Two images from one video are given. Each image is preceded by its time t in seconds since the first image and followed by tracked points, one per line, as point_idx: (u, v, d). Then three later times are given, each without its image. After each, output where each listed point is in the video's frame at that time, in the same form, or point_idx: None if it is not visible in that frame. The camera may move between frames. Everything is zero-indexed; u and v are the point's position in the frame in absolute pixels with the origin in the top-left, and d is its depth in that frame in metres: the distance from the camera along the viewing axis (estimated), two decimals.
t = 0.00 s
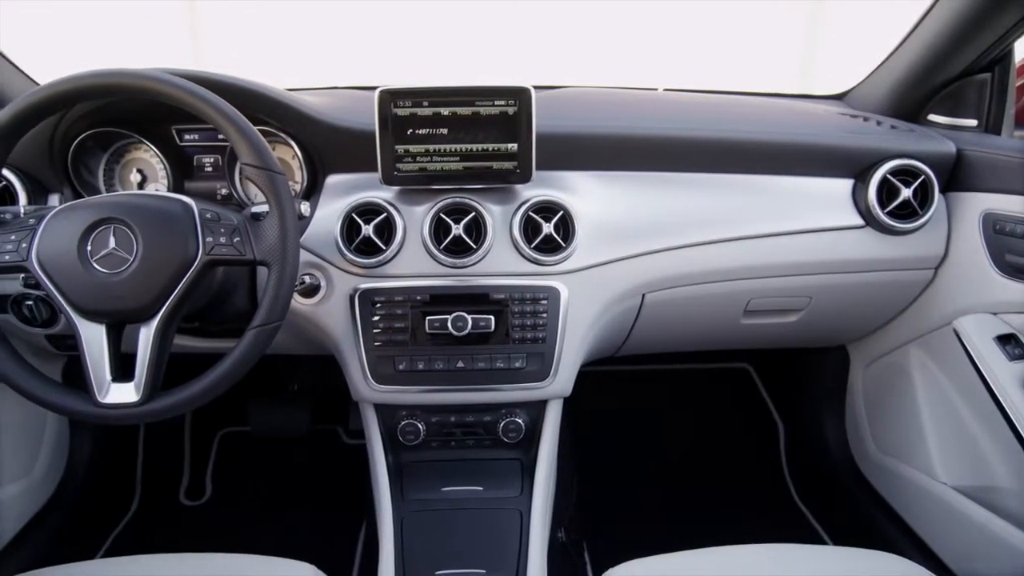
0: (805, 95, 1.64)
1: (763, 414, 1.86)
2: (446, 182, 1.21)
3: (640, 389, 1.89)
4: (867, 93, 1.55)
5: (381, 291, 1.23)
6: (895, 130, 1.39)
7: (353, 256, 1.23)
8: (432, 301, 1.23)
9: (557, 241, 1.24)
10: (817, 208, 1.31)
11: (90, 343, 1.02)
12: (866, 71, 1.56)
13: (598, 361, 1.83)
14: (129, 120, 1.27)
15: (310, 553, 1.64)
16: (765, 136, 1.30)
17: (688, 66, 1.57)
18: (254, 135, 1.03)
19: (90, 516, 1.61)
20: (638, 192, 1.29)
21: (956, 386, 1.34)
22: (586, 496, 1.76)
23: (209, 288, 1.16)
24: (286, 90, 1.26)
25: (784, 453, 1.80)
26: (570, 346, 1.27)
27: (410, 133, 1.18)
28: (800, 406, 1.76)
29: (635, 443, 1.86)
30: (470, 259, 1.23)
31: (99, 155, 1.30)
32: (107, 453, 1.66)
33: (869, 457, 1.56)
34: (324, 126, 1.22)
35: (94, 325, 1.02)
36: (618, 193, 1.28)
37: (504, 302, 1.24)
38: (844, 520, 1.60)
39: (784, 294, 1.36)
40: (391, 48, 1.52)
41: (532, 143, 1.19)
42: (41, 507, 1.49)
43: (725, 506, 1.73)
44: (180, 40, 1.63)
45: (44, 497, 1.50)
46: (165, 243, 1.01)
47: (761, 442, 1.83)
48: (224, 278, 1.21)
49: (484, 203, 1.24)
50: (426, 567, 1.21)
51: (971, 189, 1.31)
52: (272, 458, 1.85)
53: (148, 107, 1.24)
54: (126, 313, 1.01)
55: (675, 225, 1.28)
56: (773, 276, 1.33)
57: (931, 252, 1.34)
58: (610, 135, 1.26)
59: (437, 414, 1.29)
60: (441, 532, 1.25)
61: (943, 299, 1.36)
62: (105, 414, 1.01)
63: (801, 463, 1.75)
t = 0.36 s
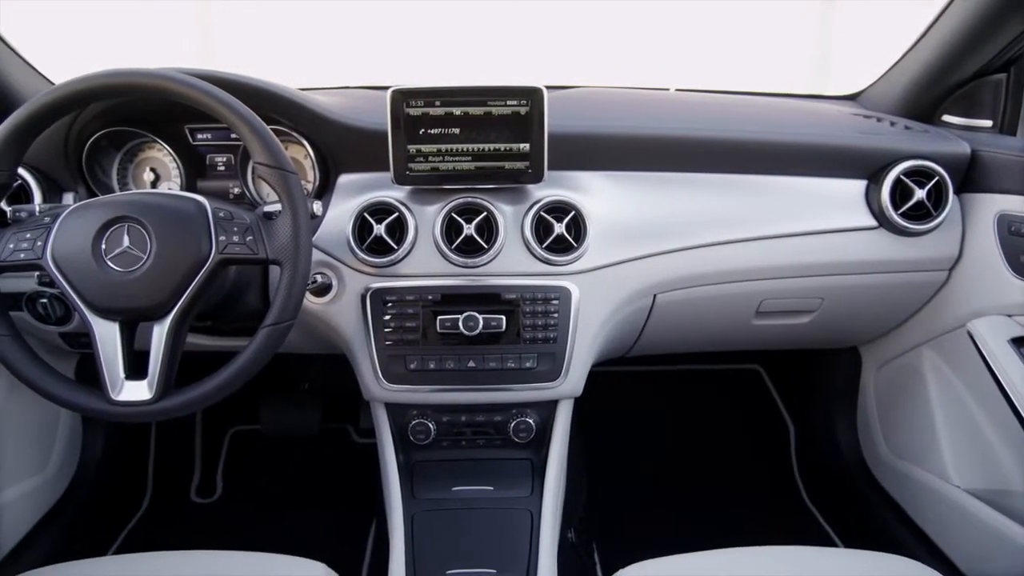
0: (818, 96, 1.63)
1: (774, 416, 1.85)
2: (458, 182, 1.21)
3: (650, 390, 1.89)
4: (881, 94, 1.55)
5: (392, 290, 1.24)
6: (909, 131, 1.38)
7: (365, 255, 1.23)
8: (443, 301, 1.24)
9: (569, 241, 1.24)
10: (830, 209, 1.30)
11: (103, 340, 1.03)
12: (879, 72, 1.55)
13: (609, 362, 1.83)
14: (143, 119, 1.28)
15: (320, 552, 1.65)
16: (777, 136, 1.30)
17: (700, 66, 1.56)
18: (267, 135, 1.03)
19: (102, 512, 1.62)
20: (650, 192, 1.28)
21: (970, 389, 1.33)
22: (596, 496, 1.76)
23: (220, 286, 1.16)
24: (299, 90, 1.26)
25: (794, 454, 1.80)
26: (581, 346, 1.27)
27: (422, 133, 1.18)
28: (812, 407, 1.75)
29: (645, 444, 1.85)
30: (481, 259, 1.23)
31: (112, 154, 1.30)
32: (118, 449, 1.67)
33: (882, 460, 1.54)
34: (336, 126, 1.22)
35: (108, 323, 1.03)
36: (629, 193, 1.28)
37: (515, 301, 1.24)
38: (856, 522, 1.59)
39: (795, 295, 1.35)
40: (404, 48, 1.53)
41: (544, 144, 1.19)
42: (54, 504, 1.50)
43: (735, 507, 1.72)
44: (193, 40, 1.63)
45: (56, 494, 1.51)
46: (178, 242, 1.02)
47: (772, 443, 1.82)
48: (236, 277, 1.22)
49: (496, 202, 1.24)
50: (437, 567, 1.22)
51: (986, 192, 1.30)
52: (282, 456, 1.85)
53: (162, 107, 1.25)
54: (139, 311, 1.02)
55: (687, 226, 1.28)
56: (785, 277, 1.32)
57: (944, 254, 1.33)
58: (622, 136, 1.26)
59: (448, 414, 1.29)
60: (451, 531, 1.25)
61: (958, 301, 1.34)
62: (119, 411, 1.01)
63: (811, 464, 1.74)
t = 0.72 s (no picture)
0: (829, 96, 1.62)
1: (784, 417, 1.84)
2: (469, 182, 1.21)
3: (659, 391, 1.88)
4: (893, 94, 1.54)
5: (403, 290, 1.24)
6: (921, 132, 1.37)
7: (375, 254, 1.23)
8: (453, 301, 1.24)
9: (579, 241, 1.24)
10: (841, 210, 1.30)
11: (116, 338, 1.03)
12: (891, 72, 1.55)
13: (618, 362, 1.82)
14: (156, 119, 1.28)
15: (329, 550, 1.65)
16: (788, 137, 1.29)
17: (711, 66, 1.56)
18: (279, 134, 1.03)
19: (112, 510, 1.63)
20: (661, 192, 1.28)
21: (984, 392, 1.32)
22: (605, 496, 1.76)
23: (232, 285, 1.17)
24: (310, 89, 1.27)
25: (804, 455, 1.79)
26: (591, 347, 1.26)
27: (433, 132, 1.18)
28: (821, 409, 1.74)
29: (654, 444, 1.85)
30: (492, 259, 1.23)
31: (124, 153, 1.31)
32: (129, 447, 1.68)
33: (893, 464, 1.54)
34: (347, 126, 1.22)
35: (120, 321, 1.03)
36: (639, 193, 1.28)
37: (526, 301, 1.24)
38: (866, 525, 1.58)
39: (806, 296, 1.35)
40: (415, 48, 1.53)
41: (555, 143, 1.18)
42: (66, 501, 1.51)
43: (744, 510, 1.72)
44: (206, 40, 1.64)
45: (68, 491, 1.52)
46: (190, 241, 1.02)
47: (782, 444, 1.82)
48: (248, 275, 1.22)
49: (506, 202, 1.24)
50: (446, 568, 1.22)
51: (999, 193, 1.29)
52: (292, 455, 1.86)
53: (175, 105, 1.25)
54: (151, 310, 1.02)
55: (697, 226, 1.28)
56: (796, 277, 1.32)
57: (957, 256, 1.32)
58: (632, 136, 1.26)
59: (457, 414, 1.29)
60: (461, 531, 1.26)
61: (970, 303, 1.34)
62: (130, 409, 1.02)
63: (821, 464, 1.74)
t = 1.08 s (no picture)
0: (842, 96, 1.61)
1: (795, 418, 1.83)
2: (480, 181, 1.21)
3: (670, 393, 1.87)
4: (906, 94, 1.53)
5: (413, 290, 1.24)
6: (935, 132, 1.36)
7: (386, 254, 1.23)
8: (464, 300, 1.24)
9: (590, 241, 1.24)
10: (854, 211, 1.29)
11: (129, 336, 1.04)
12: (904, 72, 1.54)
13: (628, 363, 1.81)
14: (169, 118, 1.29)
15: (338, 548, 1.65)
16: (800, 137, 1.29)
17: (722, 66, 1.55)
18: (291, 134, 1.04)
19: (123, 507, 1.64)
20: (672, 193, 1.28)
21: (998, 395, 1.31)
22: (615, 497, 1.76)
23: (244, 284, 1.17)
24: (323, 89, 1.27)
25: (815, 456, 1.78)
26: (601, 347, 1.26)
27: (445, 132, 1.18)
28: (832, 410, 1.73)
29: (663, 445, 1.85)
30: (503, 259, 1.23)
31: (137, 153, 1.32)
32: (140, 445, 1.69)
33: (905, 467, 1.53)
34: (359, 125, 1.23)
35: (133, 319, 1.04)
36: (650, 193, 1.28)
37: (537, 301, 1.24)
38: (877, 527, 1.57)
39: (818, 298, 1.34)
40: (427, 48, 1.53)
41: (566, 143, 1.18)
42: (77, 498, 1.52)
43: (754, 511, 1.71)
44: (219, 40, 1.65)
45: (80, 488, 1.53)
46: (202, 239, 1.02)
47: (792, 446, 1.81)
48: (259, 274, 1.22)
49: (518, 202, 1.24)
50: (456, 568, 1.22)
51: (1013, 195, 1.28)
52: (301, 453, 1.86)
53: (187, 104, 1.26)
54: (164, 308, 1.03)
55: (709, 227, 1.27)
56: (808, 278, 1.31)
57: (970, 257, 1.31)
58: (644, 136, 1.26)
59: (467, 413, 1.29)
60: (471, 530, 1.26)
61: (983, 304, 1.33)
62: (143, 407, 1.02)
63: (831, 465, 1.73)
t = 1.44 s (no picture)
0: (855, 97, 1.61)
1: (805, 420, 1.82)
2: (491, 181, 1.21)
3: (678, 393, 1.87)
4: (920, 95, 1.52)
5: (424, 289, 1.24)
6: (948, 133, 1.36)
7: (397, 253, 1.24)
8: (474, 300, 1.24)
9: (601, 241, 1.24)
10: (865, 212, 1.29)
11: (141, 335, 1.04)
12: (918, 72, 1.53)
13: (638, 364, 1.81)
14: (181, 118, 1.30)
15: (347, 547, 1.66)
16: (812, 137, 1.28)
17: (733, 66, 1.55)
18: (303, 133, 1.04)
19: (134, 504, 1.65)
20: (683, 193, 1.28)
21: (1011, 398, 1.30)
22: (624, 497, 1.76)
23: (255, 283, 1.18)
24: (334, 88, 1.27)
25: (824, 457, 1.77)
26: (612, 347, 1.26)
27: (456, 131, 1.18)
28: (843, 412, 1.73)
29: (672, 446, 1.85)
30: (514, 258, 1.23)
31: (150, 152, 1.32)
32: (152, 443, 1.70)
33: (916, 469, 1.52)
34: (370, 125, 1.23)
35: (145, 318, 1.04)
36: (661, 194, 1.27)
37: (547, 301, 1.24)
38: (888, 531, 1.56)
39: (829, 299, 1.34)
40: (438, 48, 1.53)
41: (577, 143, 1.18)
42: (88, 495, 1.53)
43: (764, 512, 1.71)
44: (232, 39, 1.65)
45: (90, 485, 1.54)
46: (215, 238, 1.03)
47: (802, 448, 1.80)
48: (271, 272, 1.23)
49: (528, 202, 1.24)
50: (465, 567, 1.23)
51: None
52: (311, 452, 1.87)
53: (199, 104, 1.26)
54: (176, 306, 1.03)
55: (720, 227, 1.27)
56: (819, 280, 1.31)
57: (983, 259, 1.30)
58: (655, 136, 1.26)
59: (477, 413, 1.29)
60: (480, 530, 1.27)
61: (995, 306, 1.32)
62: (155, 405, 1.03)
63: (841, 467, 1.72)
